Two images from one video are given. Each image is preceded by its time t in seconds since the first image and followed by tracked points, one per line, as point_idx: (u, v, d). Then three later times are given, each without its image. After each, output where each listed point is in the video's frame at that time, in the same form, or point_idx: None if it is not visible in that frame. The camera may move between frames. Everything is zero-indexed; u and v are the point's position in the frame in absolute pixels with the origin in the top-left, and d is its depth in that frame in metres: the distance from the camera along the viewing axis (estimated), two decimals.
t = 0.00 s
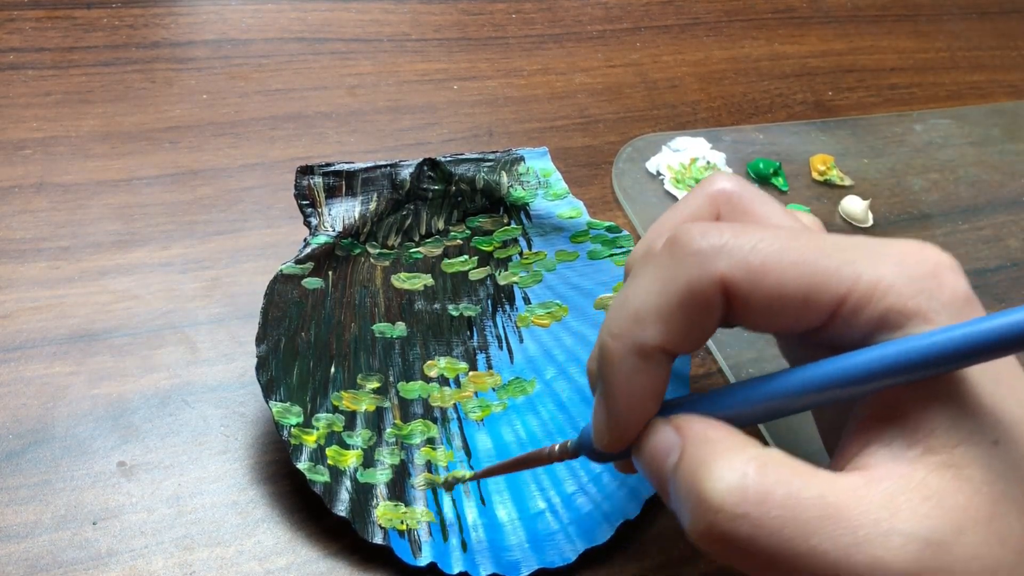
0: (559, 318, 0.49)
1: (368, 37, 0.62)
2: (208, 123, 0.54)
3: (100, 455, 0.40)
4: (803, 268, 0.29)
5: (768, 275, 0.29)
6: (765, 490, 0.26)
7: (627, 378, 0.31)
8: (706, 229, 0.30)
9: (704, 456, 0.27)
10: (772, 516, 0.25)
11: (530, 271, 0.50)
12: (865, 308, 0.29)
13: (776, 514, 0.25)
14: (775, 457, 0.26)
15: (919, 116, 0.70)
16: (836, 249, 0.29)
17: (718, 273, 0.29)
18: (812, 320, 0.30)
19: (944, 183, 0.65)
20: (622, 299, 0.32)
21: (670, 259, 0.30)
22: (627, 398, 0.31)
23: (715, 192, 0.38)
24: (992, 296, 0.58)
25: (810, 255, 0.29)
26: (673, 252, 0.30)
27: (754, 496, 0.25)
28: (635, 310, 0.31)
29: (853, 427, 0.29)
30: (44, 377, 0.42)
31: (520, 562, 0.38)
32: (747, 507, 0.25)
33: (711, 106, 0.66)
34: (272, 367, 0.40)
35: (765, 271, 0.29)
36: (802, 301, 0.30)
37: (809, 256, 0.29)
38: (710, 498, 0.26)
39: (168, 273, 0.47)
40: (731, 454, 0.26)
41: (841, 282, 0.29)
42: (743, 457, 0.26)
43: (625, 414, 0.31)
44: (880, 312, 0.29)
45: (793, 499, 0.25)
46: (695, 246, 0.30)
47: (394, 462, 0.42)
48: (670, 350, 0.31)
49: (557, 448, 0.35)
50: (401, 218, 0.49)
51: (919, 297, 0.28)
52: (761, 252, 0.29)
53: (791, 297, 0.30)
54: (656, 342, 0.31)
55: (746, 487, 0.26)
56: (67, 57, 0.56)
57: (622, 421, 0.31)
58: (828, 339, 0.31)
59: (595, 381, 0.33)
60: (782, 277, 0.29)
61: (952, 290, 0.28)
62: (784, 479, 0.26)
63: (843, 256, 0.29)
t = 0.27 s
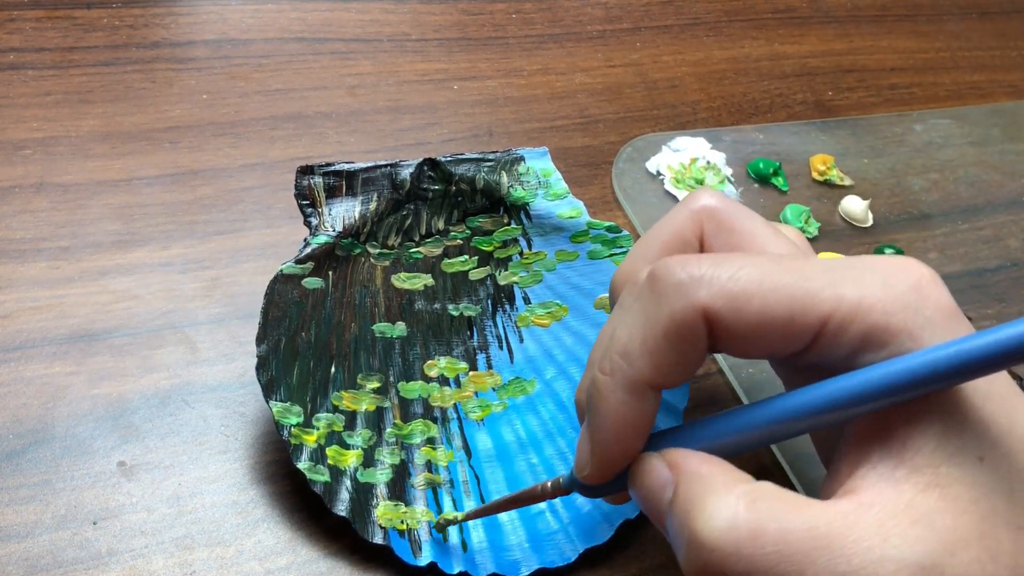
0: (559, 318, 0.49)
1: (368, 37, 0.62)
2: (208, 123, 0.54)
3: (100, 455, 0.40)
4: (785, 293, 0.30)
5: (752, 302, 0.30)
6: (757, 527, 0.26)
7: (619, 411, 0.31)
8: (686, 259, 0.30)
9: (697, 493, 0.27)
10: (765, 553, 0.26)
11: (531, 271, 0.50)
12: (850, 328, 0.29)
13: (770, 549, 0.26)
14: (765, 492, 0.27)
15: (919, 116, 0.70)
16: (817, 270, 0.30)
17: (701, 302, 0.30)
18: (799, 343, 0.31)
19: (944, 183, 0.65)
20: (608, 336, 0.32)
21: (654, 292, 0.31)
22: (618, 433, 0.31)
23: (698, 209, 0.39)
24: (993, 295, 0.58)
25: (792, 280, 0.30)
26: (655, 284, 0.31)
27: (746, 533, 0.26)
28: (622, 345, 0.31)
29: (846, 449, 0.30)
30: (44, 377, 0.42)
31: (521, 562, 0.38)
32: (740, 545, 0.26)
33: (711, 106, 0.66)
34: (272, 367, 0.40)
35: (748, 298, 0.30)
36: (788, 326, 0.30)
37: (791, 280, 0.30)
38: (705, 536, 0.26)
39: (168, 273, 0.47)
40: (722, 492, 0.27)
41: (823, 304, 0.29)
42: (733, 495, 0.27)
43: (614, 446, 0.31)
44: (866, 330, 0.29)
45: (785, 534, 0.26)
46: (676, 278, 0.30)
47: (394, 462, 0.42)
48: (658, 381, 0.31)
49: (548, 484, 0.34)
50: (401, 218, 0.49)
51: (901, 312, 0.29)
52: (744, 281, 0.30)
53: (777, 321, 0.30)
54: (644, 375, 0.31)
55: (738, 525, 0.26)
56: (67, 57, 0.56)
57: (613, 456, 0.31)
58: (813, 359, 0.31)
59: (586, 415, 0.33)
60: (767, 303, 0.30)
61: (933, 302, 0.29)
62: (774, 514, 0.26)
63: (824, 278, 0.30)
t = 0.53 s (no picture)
0: (559, 318, 0.49)
1: (368, 37, 0.62)
2: (209, 123, 0.54)
3: (100, 455, 0.40)
4: (764, 313, 0.30)
5: (732, 324, 0.30)
6: (739, 550, 0.26)
7: (602, 433, 0.31)
8: (666, 283, 0.31)
9: (681, 517, 0.28)
10: None
11: (530, 271, 0.50)
12: (831, 348, 0.30)
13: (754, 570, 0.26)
14: (748, 513, 0.27)
15: (919, 116, 0.70)
16: (797, 290, 0.30)
17: (682, 326, 0.30)
18: (780, 362, 0.31)
19: (944, 184, 0.65)
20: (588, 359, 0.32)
21: (634, 316, 0.31)
22: (602, 455, 0.31)
23: (685, 222, 0.39)
24: (993, 295, 0.58)
25: (771, 302, 0.30)
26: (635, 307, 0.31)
27: (729, 556, 0.26)
28: (604, 369, 0.31)
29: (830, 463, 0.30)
30: (44, 377, 0.42)
31: (521, 562, 0.39)
32: (723, 570, 0.26)
33: (711, 106, 0.66)
34: (272, 367, 0.40)
35: (727, 320, 0.30)
36: (768, 347, 0.30)
37: (770, 301, 0.30)
38: (688, 561, 0.27)
39: (168, 273, 0.47)
40: (704, 514, 0.27)
41: (802, 324, 0.29)
42: (716, 517, 0.27)
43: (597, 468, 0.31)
44: (846, 350, 0.29)
45: (768, 557, 0.26)
46: (655, 302, 0.30)
47: (394, 462, 0.42)
48: (641, 403, 0.32)
49: (537, 503, 0.35)
50: (401, 218, 0.49)
51: (881, 330, 0.29)
52: (722, 302, 0.30)
53: (757, 342, 0.30)
54: (625, 398, 0.31)
55: (721, 548, 0.26)
56: (67, 57, 0.56)
57: (596, 478, 0.31)
58: (797, 376, 0.32)
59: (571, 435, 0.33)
60: (748, 326, 0.30)
61: (914, 319, 0.29)
62: (758, 535, 0.26)
63: (803, 298, 0.30)
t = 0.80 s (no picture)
0: (559, 318, 0.49)
1: (368, 37, 0.62)
2: (208, 123, 0.54)
3: (100, 455, 0.40)
4: (773, 306, 0.30)
5: (742, 315, 0.30)
6: (747, 545, 0.26)
7: (611, 424, 0.31)
8: (676, 273, 0.31)
9: (689, 511, 0.28)
10: (755, 570, 0.26)
11: (530, 271, 0.50)
12: (840, 341, 0.29)
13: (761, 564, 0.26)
14: (757, 507, 0.27)
15: (919, 116, 0.70)
16: (807, 284, 0.30)
17: (691, 316, 0.30)
18: (790, 356, 0.31)
19: (944, 184, 0.65)
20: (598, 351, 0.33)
21: (643, 307, 0.31)
22: (611, 446, 0.31)
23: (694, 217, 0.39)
24: (993, 296, 0.58)
25: (781, 293, 0.30)
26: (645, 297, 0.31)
27: (737, 550, 0.26)
28: (614, 358, 0.31)
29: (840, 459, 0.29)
30: (44, 377, 0.42)
31: (521, 562, 0.39)
32: (731, 564, 0.26)
33: (711, 106, 0.66)
34: (272, 367, 0.40)
35: (736, 312, 0.30)
36: (778, 338, 0.30)
37: (780, 293, 0.30)
38: (695, 554, 0.27)
39: (168, 273, 0.47)
40: (713, 507, 0.27)
41: (812, 316, 0.29)
42: (724, 511, 0.27)
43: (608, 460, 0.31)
44: (856, 343, 0.29)
45: (775, 552, 0.26)
46: (665, 291, 0.30)
47: (394, 462, 0.42)
48: (651, 394, 0.31)
49: (548, 493, 0.34)
50: (401, 218, 0.49)
51: (893, 325, 0.29)
52: (732, 294, 0.30)
53: (767, 334, 0.30)
54: (635, 390, 0.31)
55: (729, 542, 0.26)
56: (67, 57, 0.56)
57: (606, 469, 0.31)
58: (808, 371, 0.31)
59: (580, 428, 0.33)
60: (757, 316, 0.30)
61: (926, 315, 0.29)
62: (766, 529, 0.26)
63: (814, 291, 0.30)
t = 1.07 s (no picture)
0: (559, 318, 0.49)
1: (368, 37, 0.62)
2: (208, 123, 0.54)
3: (100, 455, 0.40)
4: (824, 265, 0.30)
5: (792, 271, 0.31)
6: (798, 493, 0.26)
7: (660, 374, 0.32)
8: (729, 229, 0.32)
9: (743, 458, 0.28)
10: (805, 518, 0.26)
11: (530, 271, 0.50)
12: (889, 304, 0.30)
13: (806, 513, 0.26)
14: (810, 459, 0.28)
15: (919, 116, 0.70)
16: (859, 247, 0.31)
17: (742, 268, 0.31)
18: (836, 319, 0.31)
19: (944, 183, 0.65)
20: (650, 303, 0.33)
21: (697, 258, 0.32)
22: (659, 397, 0.32)
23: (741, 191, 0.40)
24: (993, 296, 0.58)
25: (831, 252, 0.31)
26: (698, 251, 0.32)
27: (789, 496, 0.26)
28: (663, 310, 0.32)
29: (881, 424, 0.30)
30: (44, 377, 0.42)
31: (521, 562, 0.39)
32: (782, 511, 0.26)
33: (711, 106, 0.66)
34: (272, 367, 0.40)
35: (788, 268, 0.31)
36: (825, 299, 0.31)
37: (832, 254, 0.31)
38: (747, 497, 0.27)
39: (168, 273, 0.47)
40: (769, 456, 0.28)
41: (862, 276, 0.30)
42: (779, 459, 0.28)
43: (657, 410, 0.32)
44: (903, 307, 0.30)
45: (825, 501, 0.26)
46: (718, 244, 0.32)
47: (394, 462, 0.42)
48: (698, 347, 0.32)
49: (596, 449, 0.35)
50: (401, 218, 0.49)
51: (941, 292, 0.29)
52: (784, 251, 0.31)
53: (813, 294, 0.31)
54: (688, 341, 0.32)
55: (782, 490, 0.27)
56: (67, 57, 0.56)
57: (656, 422, 0.32)
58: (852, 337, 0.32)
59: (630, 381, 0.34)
60: (807, 273, 0.31)
61: (974, 285, 0.30)
62: (819, 479, 0.27)
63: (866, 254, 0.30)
